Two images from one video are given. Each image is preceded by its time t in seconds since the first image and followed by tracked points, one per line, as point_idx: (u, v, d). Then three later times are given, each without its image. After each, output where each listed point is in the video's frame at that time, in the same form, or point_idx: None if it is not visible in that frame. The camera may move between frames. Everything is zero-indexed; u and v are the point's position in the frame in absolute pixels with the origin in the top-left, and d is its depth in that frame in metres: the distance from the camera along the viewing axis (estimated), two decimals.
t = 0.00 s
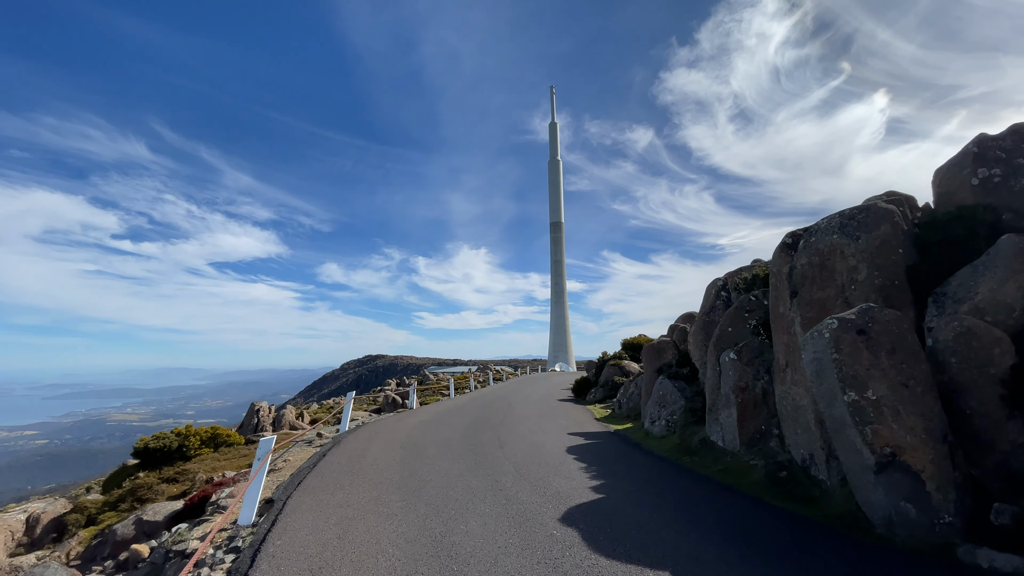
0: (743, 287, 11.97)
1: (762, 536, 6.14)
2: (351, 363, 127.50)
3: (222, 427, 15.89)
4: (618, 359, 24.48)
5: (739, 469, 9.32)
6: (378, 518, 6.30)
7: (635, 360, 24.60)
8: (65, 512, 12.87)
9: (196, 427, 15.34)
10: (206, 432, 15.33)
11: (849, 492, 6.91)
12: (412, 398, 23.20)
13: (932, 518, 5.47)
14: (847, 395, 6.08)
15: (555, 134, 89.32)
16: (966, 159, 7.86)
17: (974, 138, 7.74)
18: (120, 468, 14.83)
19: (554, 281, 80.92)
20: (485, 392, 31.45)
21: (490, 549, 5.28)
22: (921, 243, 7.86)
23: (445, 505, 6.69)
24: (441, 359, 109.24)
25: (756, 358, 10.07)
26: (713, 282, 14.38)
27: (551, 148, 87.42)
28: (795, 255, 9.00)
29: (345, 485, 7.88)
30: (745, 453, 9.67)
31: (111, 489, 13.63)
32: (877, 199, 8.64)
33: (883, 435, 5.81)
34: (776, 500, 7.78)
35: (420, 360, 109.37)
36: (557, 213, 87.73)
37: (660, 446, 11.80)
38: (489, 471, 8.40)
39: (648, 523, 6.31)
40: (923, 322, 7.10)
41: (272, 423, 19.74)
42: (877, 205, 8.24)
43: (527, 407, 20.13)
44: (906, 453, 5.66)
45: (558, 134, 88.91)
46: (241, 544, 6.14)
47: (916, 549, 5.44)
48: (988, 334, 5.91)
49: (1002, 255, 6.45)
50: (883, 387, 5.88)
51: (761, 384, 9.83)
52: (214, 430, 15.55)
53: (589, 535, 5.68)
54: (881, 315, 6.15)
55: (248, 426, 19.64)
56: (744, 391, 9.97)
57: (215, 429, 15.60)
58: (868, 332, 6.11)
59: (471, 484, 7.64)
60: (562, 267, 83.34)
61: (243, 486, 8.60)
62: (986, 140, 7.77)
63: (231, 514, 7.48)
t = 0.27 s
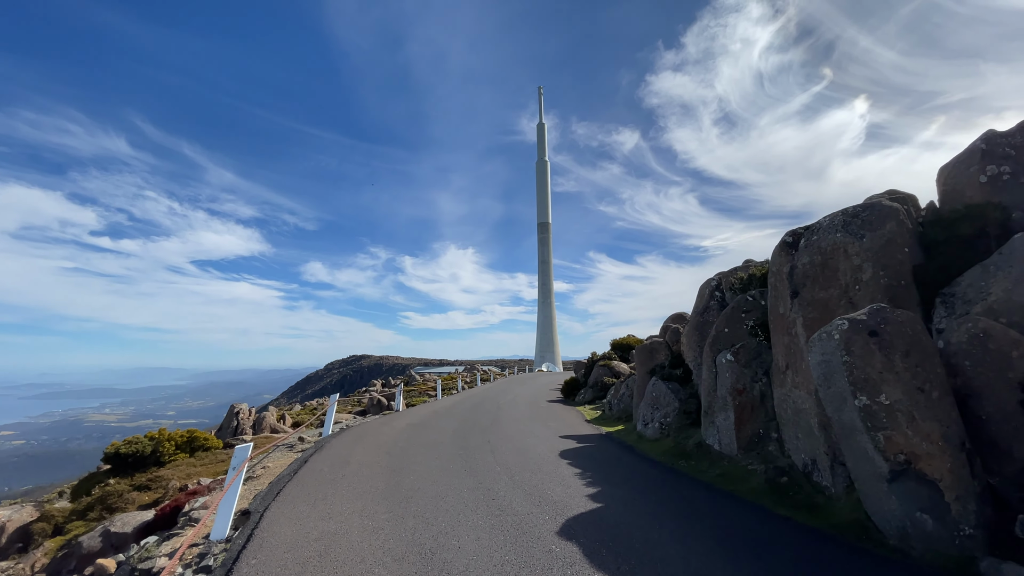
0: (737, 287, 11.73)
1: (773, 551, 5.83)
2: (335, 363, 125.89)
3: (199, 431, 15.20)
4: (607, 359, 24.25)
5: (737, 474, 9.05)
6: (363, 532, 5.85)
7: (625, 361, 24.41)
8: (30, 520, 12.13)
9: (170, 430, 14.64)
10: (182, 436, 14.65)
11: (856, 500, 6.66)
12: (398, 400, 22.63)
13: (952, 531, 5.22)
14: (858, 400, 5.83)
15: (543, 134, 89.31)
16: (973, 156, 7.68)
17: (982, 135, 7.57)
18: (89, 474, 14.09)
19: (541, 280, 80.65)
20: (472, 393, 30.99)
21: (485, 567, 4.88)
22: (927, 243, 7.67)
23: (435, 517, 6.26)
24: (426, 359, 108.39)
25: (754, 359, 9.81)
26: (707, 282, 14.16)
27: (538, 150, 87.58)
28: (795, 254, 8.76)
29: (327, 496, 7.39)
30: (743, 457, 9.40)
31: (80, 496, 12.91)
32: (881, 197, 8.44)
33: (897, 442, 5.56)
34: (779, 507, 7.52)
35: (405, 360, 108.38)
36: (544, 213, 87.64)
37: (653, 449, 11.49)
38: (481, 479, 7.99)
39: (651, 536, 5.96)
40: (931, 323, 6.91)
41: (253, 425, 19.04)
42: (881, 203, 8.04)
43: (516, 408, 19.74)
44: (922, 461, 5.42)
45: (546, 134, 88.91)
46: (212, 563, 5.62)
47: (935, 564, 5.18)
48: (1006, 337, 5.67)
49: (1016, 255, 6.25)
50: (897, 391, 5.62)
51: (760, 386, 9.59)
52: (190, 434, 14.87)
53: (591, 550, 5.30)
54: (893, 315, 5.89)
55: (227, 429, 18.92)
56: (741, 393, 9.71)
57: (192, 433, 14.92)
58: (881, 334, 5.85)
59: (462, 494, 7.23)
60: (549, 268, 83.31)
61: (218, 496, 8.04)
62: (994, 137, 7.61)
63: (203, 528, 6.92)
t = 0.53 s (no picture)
0: (733, 283, 11.46)
1: (786, 561, 5.51)
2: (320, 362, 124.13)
3: (175, 432, 14.51)
4: (597, 357, 23.93)
5: (737, 475, 8.79)
6: (346, 544, 5.37)
7: (614, 359, 24.10)
8: None
9: (144, 432, 13.99)
10: (156, 438, 13.98)
11: (864, 503, 6.44)
12: (384, 399, 22.03)
13: (972, 537, 5.00)
14: (872, 399, 5.58)
15: (531, 132, 88.90)
16: (981, 147, 7.47)
17: (991, 125, 7.35)
18: (56, 479, 13.32)
19: (528, 278, 80.24)
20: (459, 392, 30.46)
21: None
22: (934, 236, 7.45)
23: (424, 526, 5.83)
24: (412, 358, 107.38)
25: (752, 356, 9.51)
26: (701, 278, 13.89)
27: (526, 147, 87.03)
28: (797, 248, 8.50)
29: (307, 504, 6.88)
30: (741, 458, 9.14)
31: (45, 502, 12.17)
32: (885, 190, 8.20)
33: (913, 443, 5.35)
34: (783, 510, 7.28)
35: (390, 359, 107.23)
36: (532, 211, 87.26)
37: (648, 449, 11.18)
38: (472, 484, 7.59)
39: (657, 546, 5.61)
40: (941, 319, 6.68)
41: (232, 426, 18.31)
42: (886, 196, 7.79)
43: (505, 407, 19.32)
44: (940, 463, 5.21)
45: (533, 132, 88.58)
46: None
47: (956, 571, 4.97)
48: None
49: None
50: (914, 390, 5.38)
51: (758, 384, 9.31)
52: (164, 435, 14.19)
53: (595, 562, 4.93)
54: (908, 310, 5.63)
55: (205, 430, 18.17)
56: (739, 392, 9.44)
57: (166, 435, 14.25)
58: (896, 329, 5.58)
59: (453, 501, 6.79)
60: (537, 266, 82.97)
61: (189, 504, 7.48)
62: (1003, 128, 7.40)
63: (171, 539, 6.37)
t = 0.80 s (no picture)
0: (733, 280, 11.16)
1: None
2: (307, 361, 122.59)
3: (150, 437, 13.85)
4: (590, 356, 23.59)
5: (741, 479, 8.47)
6: (329, 564, 4.90)
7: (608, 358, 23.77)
8: None
9: (117, 437, 13.46)
10: (129, 443, 13.38)
11: (881, 511, 6.16)
12: (372, 399, 21.46)
13: (1003, 549, 4.69)
14: (895, 402, 5.24)
15: (521, 129, 88.46)
16: (994, 140, 7.24)
17: (1004, 117, 7.11)
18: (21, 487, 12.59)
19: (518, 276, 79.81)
20: (449, 391, 29.99)
21: None
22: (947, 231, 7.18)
23: (416, 542, 5.37)
24: (401, 357, 106.48)
25: (756, 356, 9.18)
26: (698, 276, 13.59)
27: (516, 144, 86.56)
28: (804, 244, 8.20)
29: (287, 517, 6.37)
30: (744, 461, 8.82)
31: (8, 512, 11.49)
32: (894, 183, 7.92)
33: (938, 449, 5.02)
34: (793, 518, 6.96)
35: (379, 358, 106.20)
36: (522, 209, 86.85)
37: (646, 452, 10.84)
38: (465, 492, 7.15)
39: (667, 561, 5.23)
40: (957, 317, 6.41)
41: (213, 429, 17.63)
42: (898, 189, 7.52)
43: (497, 408, 18.89)
44: (968, 470, 4.91)
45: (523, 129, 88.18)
46: None
47: None
48: None
49: None
50: (940, 393, 5.06)
51: (762, 385, 9.00)
52: (138, 440, 13.58)
53: None
54: (932, 308, 5.32)
55: (185, 434, 17.47)
56: (743, 393, 9.13)
57: (140, 439, 13.65)
58: (919, 328, 5.27)
59: (446, 512, 6.35)
60: (527, 264, 82.60)
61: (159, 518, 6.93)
62: (1016, 120, 7.16)
63: (137, 559, 5.84)
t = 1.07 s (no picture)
0: (739, 277, 10.82)
1: None
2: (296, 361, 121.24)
3: (126, 441, 13.92)
4: (587, 355, 23.26)
5: (750, 482, 8.12)
6: None
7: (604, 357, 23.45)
8: None
9: (92, 441, 13.44)
10: (105, 448, 13.43)
11: (905, 518, 5.83)
12: (364, 399, 20.93)
13: None
14: (927, 403, 4.89)
15: (513, 129, 88.03)
16: (1013, 129, 6.84)
17: None
18: None
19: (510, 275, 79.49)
20: (442, 391, 29.49)
21: None
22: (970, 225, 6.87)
23: (411, 558, 4.91)
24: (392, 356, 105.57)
25: (765, 355, 8.84)
26: (701, 273, 13.27)
27: (508, 143, 86.20)
28: (818, 237, 7.88)
29: (271, 529, 5.90)
30: (753, 463, 8.49)
31: None
32: (911, 174, 7.60)
33: (974, 453, 4.68)
34: (810, 525, 6.63)
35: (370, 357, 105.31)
36: (515, 208, 86.41)
37: (648, 454, 10.48)
38: (464, 500, 6.70)
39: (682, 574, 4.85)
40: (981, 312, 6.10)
41: (198, 431, 17.07)
42: (916, 181, 7.21)
43: (492, 408, 18.47)
44: (1007, 476, 4.58)
45: (516, 129, 87.79)
46: None
47: None
48: None
49: None
50: (977, 393, 4.74)
51: (772, 384, 8.66)
52: (117, 444, 13.73)
53: None
54: (966, 302, 5.03)
55: (167, 436, 16.84)
56: (751, 393, 8.80)
57: (117, 443, 13.77)
58: (952, 323, 4.94)
59: (444, 522, 5.90)
60: (519, 263, 82.17)
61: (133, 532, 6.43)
62: None
63: None
